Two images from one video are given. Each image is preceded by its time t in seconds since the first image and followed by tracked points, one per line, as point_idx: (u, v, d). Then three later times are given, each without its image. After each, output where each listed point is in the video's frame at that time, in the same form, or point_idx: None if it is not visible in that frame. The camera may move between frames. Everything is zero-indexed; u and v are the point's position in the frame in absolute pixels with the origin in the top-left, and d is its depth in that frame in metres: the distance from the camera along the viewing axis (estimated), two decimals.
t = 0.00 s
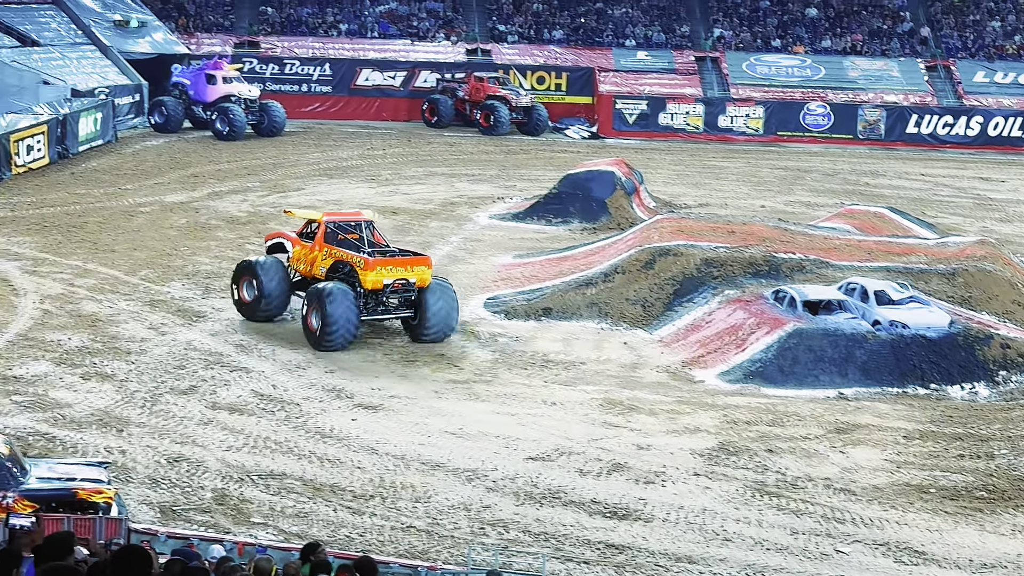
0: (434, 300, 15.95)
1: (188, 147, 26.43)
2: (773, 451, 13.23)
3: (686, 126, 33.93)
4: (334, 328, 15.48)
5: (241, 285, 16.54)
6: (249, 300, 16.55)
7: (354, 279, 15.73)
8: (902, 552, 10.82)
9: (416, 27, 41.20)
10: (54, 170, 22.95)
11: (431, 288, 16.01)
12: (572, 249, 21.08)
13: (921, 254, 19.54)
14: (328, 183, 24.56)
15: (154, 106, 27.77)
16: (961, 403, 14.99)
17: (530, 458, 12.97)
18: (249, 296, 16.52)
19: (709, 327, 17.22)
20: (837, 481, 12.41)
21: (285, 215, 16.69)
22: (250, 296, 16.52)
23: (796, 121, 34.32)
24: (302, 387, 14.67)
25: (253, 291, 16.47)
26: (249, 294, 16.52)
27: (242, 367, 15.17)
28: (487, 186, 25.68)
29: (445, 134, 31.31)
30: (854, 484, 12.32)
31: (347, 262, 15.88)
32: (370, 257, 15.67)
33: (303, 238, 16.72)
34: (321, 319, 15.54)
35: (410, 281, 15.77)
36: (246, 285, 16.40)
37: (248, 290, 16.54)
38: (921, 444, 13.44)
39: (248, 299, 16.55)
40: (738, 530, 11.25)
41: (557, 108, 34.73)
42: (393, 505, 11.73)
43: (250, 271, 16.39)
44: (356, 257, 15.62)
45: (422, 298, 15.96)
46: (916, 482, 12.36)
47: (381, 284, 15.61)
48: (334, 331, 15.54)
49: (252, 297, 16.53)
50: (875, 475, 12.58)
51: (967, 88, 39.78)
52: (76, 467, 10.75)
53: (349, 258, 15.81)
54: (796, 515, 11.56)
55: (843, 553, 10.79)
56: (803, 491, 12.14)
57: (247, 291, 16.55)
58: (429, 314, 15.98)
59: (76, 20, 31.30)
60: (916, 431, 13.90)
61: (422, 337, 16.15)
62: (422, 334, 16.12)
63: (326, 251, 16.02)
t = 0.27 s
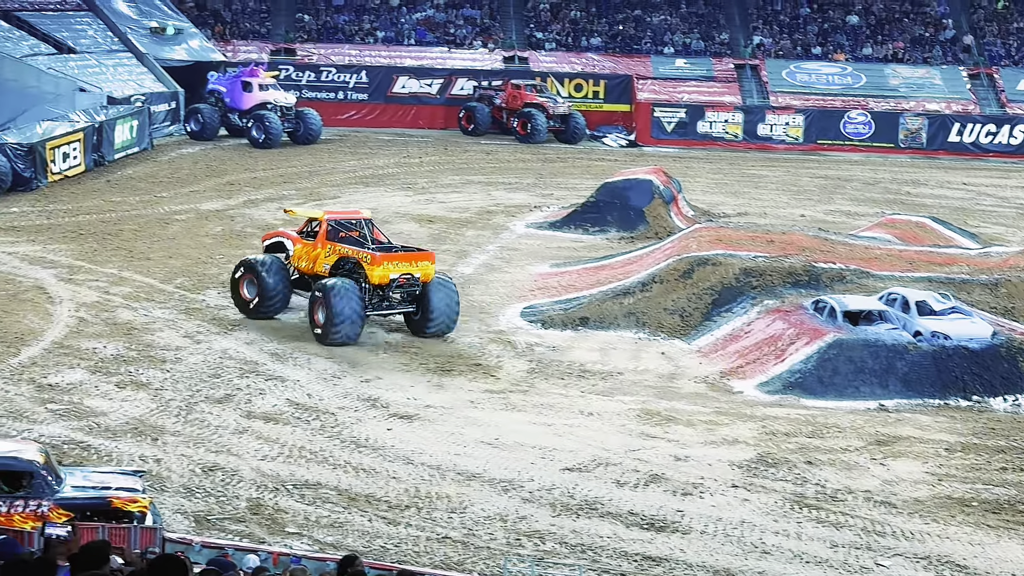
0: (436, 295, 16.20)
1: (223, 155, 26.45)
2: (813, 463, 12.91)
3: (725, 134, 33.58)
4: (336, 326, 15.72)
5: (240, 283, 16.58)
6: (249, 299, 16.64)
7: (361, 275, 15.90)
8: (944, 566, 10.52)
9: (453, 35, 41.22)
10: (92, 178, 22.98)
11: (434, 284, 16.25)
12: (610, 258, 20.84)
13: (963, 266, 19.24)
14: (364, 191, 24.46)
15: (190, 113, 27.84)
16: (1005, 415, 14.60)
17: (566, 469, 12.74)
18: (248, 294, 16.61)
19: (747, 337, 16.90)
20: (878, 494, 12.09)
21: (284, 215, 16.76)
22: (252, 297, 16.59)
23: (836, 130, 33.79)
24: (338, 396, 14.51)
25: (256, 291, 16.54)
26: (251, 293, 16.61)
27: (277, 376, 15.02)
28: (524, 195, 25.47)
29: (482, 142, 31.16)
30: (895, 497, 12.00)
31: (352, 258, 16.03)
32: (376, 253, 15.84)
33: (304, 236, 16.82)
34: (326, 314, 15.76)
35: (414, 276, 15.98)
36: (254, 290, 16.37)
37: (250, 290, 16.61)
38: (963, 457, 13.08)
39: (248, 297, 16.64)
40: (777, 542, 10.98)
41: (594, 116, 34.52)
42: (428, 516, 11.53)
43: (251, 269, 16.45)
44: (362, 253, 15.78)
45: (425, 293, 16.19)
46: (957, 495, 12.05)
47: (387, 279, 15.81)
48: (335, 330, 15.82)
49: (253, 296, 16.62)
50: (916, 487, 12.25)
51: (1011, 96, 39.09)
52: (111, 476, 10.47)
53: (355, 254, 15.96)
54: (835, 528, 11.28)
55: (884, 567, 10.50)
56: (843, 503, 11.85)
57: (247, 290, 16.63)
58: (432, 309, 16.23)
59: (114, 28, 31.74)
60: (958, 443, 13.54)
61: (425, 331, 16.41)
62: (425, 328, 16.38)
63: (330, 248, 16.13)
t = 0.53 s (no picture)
0: (439, 287, 16.22)
1: (256, 160, 26.19)
2: (859, 476, 12.30)
3: (768, 139, 32.91)
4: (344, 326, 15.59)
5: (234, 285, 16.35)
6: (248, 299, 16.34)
7: (367, 270, 15.77)
8: None
9: (491, 38, 40.73)
10: (126, 185, 22.69)
11: (436, 278, 16.27)
12: (650, 267, 20.28)
13: (1016, 275, 18.53)
14: (400, 197, 24.06)
15: (222, 118, 27.58)
16: None
17: (605, 482, 12.21)
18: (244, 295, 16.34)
19: (791, 347, 16.25)
20: (926, 509, 11.50)
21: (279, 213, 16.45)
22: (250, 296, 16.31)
23: (883, 135, 33.03)
24: (371, 408, 14.03)
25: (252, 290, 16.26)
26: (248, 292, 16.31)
27: (311, 387, 14.53)
28: (563, 201, 24.96)
29: (520, 147, 30.70)
30: (944, 512, 11.41)
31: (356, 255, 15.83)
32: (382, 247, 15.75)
33: (301, 235, 16.48)
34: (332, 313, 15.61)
35: (420, 269, 16.00)
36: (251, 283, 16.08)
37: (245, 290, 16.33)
38: (1014, 472, 12.42)
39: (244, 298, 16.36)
40: (822, 559, 10.45)
41: (635, 121, 34.00)
42: (464, 529, 11.03)
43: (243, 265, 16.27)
44: (369, 247, 15.64)
45: (428, 287, 16.21)
46: (1009, 511, 11.45)
47: (395, 273, 15.79)
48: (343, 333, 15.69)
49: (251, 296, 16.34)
50: (965, 503, 11.66)
51: None
52: (141, 488, 10.13)
53: (360, 250, 15.78)
54: (882, 544, 10.72)
55: None
56: (892, 518, 11.25)
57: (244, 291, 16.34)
58: (435, 302, 16.24)
59: (145, 31, 31.65)
60: (1010, 458, 12.87)
61: (429, 325, 16.44)
62: (428, 321, 16.39)
63: (332, 246, 15.89)
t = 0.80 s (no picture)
0: (443, 282, 15.88)
1: (290, 163, 25.75)
2: (911, 490, 11.58)
3: (816, 141, 32.08)
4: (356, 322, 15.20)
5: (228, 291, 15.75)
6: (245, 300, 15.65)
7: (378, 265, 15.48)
8: None
9: (531, 37, 40.39)
10: (157, 189, 22.31)
11: (442, 273, 15.96)
12: (694, 273, 19.60)
13: None
14: (437, 202, 23.52)
15: (256, 119, 27.20)
16: None
17: (648, 495, 11.58)
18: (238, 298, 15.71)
19: (840, 356, 15.51)
20: (981, 524, 10.84)
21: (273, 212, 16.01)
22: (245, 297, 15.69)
23: (936, 138, 32.09)
24: (408, 416, 13.38)
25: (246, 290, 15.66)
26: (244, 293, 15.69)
27: (346, 395, 13.79)
28: (604, 206, 24.33)
29: (560, 150, 30.11)
30: (1000, 527, 10.76)
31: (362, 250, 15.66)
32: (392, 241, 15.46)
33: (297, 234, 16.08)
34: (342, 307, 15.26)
35: (427, 263, 15.73)
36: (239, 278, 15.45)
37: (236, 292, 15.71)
38: None
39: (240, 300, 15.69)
40: None
41: (678, 123, 33.28)
42: (503, 543, 10.45)
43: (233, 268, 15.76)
44: (380, 242, 15.36)
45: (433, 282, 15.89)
46: None
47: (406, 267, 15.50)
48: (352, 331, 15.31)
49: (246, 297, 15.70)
50: None
51: None
52: (171, 499, 9.55)
53: (368, 245, 15.48)
54: (934, 560, 10.12)
55: None
56: (943, 534, 10.62)
57: (239, 294, 15.70)
58: (439, 296, 15.87)
59: (177, 31, 31.74)
60: None
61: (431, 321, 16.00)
62: (431, 317, 15.96)
63: (337, 242, 15.64)
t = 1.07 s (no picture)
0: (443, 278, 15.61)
1: (325, 168, 25.52)
2: (958, 502, 11.18)
3: (861, 146, 31.47)
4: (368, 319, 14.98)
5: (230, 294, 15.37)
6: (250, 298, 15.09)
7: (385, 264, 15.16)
8: None
9: (569, 40, 39.86)
10: (189, 195, 22.12)
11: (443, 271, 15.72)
12: (736, 279, 19.15)
13: None
14: (474, 207, 23.19)
15: (290, 123, 27.15)
16: None
17: (687, 506, 11.20)
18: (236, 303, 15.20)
19: (885, 365, 14.96)
20: None
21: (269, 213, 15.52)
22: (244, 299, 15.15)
23: (983, 142, 31.36)
24: (444, 426, 12.97)
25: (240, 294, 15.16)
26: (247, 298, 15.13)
27: (381, 404, 13.36)
28: (644, 211, 23.91)
29: (600, 155, 29.71)
30: None
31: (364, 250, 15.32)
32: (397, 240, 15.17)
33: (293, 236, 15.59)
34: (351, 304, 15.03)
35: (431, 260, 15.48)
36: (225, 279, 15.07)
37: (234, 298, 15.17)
38: None
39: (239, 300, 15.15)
40: None
41: (720, 127, 32.77)
42: (540, 554, 10.12)
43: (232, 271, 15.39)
44: (386, 242, 15.04)
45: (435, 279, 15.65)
46: None
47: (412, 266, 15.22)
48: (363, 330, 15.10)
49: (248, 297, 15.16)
50: None
51: None
52: (203, 509, 9.50)
53: (373, 245, 15.14)
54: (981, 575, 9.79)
55: None
56: (992, 547, 10.27)
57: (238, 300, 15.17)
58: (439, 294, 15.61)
59: (211, 34, 31.66)
60: None
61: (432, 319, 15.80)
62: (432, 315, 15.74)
63: (338, 242, 15.22)
